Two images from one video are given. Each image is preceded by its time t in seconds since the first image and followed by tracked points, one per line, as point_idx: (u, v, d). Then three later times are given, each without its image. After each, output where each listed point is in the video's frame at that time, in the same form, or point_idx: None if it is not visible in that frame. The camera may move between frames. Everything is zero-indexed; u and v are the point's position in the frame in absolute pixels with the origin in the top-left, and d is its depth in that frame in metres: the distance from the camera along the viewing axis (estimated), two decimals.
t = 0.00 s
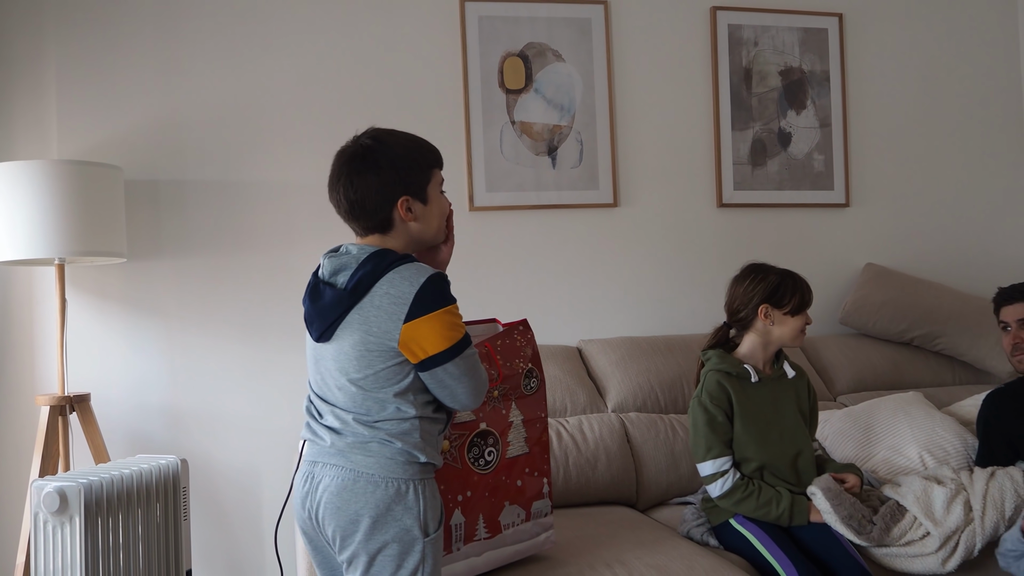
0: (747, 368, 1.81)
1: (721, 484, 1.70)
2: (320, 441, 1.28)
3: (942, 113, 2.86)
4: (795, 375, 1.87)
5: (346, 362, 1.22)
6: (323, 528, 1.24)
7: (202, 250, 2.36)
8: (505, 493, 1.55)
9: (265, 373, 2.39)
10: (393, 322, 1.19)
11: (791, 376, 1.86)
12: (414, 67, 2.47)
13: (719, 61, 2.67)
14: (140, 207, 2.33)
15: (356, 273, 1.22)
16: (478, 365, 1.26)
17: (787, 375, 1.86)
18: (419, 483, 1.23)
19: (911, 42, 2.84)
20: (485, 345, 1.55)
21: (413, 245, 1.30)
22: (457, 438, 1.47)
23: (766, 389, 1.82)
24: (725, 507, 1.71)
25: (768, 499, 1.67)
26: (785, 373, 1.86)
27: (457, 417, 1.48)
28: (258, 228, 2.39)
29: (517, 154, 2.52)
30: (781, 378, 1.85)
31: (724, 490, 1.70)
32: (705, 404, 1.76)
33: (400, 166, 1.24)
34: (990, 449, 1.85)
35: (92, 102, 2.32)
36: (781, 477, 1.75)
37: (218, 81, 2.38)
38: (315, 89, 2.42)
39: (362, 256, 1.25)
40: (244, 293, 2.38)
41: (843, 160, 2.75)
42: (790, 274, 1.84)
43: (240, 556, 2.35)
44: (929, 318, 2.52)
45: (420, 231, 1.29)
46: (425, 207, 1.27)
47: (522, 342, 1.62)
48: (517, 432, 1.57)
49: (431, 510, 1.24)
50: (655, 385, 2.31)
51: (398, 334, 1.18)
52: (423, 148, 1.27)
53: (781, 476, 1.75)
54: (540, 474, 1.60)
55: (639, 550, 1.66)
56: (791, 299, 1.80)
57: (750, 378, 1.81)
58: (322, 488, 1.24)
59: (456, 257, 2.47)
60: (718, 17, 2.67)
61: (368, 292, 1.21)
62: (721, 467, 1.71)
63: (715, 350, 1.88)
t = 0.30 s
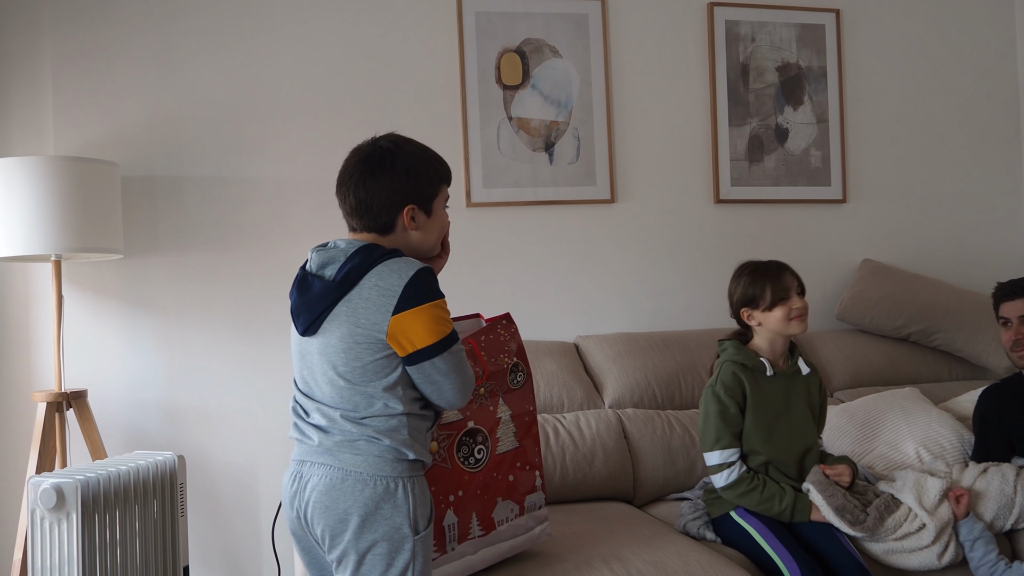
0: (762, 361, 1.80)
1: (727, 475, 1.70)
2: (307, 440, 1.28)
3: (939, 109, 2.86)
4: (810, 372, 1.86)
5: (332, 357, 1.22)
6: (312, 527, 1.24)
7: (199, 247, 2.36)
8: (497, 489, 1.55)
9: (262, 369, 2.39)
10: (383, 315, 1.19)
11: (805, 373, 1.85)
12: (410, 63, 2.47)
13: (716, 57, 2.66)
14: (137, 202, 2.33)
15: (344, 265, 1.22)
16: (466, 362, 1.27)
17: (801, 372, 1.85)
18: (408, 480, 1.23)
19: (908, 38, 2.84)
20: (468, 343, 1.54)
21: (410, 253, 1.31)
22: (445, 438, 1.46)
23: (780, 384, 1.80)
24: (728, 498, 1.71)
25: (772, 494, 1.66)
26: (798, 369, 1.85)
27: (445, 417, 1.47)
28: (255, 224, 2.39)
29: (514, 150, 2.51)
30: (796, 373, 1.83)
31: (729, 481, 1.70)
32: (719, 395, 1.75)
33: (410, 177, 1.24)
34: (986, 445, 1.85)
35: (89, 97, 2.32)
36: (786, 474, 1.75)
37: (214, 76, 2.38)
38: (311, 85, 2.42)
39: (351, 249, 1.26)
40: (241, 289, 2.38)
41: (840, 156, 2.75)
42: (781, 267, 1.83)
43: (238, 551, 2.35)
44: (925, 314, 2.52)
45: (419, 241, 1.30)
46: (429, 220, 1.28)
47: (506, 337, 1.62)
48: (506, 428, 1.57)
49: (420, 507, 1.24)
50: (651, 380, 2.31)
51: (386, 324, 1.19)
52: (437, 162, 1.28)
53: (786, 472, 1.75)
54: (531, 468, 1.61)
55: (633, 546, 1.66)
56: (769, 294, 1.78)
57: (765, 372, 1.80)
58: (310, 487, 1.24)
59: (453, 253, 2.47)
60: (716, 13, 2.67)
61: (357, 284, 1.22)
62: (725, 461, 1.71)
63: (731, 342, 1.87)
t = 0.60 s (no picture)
0: (762, 362, 1.81)
1: (723, 474, 1.71)
2: (303, 436, 1.28)
3: (937, 107, 2.87)
4: (813, 373, 1.85)
5: (326, 354, 1.22)
6: (306, 524, 1.25)
7: (196, 245, 2.35)
8: (495, 486, 1.54)
9: (259, 367, 2.39)
10: (379, 315, 1.19)
11: (808, 373, 1.84)
12: (408, 61, 2.47)
13: (714, 55, 2.66)
14: (134, 201, 2.32)
15: (334, 271, 1.22)
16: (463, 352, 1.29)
17: (803, 373, 1.84)
18: (402, 478, 1.23)
19: (906, 36, 2.84)
20: (470, 336, 1.54)
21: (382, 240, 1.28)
22: (441, 433, 1.46)
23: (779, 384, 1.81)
24: (726, 496, 1.72)
25: (771, 491, 1.67)
26: (802, 370, 1.84)
27: (441, 412, 1.47)
28: (252, 222, 2.38)
29: (511, 149, 2.51)
30: (797, 375, 1.83)
31: (726, 480, 1.71)
32: (717, 395, 1.77)
33: (393, 159, 1.24)
34: (982, 442, 1.85)
35: (86, 96, 2.31)
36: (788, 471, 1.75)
37: (212, 75, 2.37)
38: (309, 83, 2.42)
39: (337, 250, 1.25)
40: (239, 287, 2.38)
41: (837, 154, 2.75)
42: (780, 267, 1.85)
43: (235, 550, 2.35)
44: (923, 311, 2.53)
45: (395, 229, 1.28)
46: (407, 207, 1.27)
47: (508, 332, 1.62)
48: (504, 424, 1.57)
49: (414, 505, 1.24)
50: (649, 378, 2.31)
51: (384, 323, 1.19)
52: (420, 154, 1.29)
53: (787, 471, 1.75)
54: (531, 464, 1.61)
55: (631, 544, 1.65)
56: (755, 291, 1.84)
57: (764, 373, 1.81)
58: (305, 484, 1.24)
59: (450, 251, 2.47)
60: (714, 11, 2.66)
61: (352, 287, 1.21)
62: (721, 461, 1.71)
63: (734, 341, 1.89)
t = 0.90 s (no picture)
0: (757, 363, 1.80)
1: (725, 472, 1.71)
2: (297, 436, 1.29)
3: (935, 107, 2.87)
4: (809, 378, 1.82)
5: (313, 362, 1.22)
6: (302, 524, 1.25)
7: (194, 245, 2.35)
8: (495, 484, 1.55)
9: (257, 366, 2.39)
10: (353, 331, 1.19)
11: (802, 377, 1.81)
12: (406, 60, 2.46)
13: (712, 55, 2.66)
14: (132, 200, 2.32)
15: (311, 285, 1.21)
16: (448, 358, 1.28)
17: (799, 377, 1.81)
18: (395, 473, 1.23)
19: (904, 36, 2.84)
20: (480, 327, 1.55)
21: (360, 242, 1.27)
22: (441, 428, 1.48)
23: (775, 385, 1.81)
24: (726, 495, 1.71)
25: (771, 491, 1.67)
26: (797, 374, 1.82)
27: (442, 407, 1.48)
28: (250, 222, 2.38)
29: (509, 148, 2.51)
30: (792, 379, 1.81)
31: (727, 478, 1.71)
32: (715, 394, 1.78)
33: (366, 159, 1.23)
34: (981, 442, 1.85)
35: (83, 95, 2.31)
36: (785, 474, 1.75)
37: (209, 74, 2.37)
38: (306, 83, 2.41)
39: (314, 263, 1.24)
40: (238, 286, 2.37)
41: (835, 153, 2.75)
42: (781, 272, 1.83)
43: (233, 550, 2.35)
44: (922, 311, 2.52)
45: (371, 228, 1.27)
46: (382, 207, 1.26)
47: (514, 330, 1.62)
48: (505, 423, 1.57)
49: (408, 499, 1.24)
50: (647, 378, 2.31)
51: (359, 339, 1.19)
52: (396, 154, 1.28)
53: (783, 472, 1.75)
54: (531, 465, 1.60)
55: (628, 544, 1.65)
56: (753, 294, 1.84)
57: (759, 374, 1.80)
58: (300, 483, 1.24)
59: (449, 251, 2.46)
60: (712, 10, 2.66)
61: (327, 303, 1.21)
62: (722, 459, 1.72)
63: (732, 340, 1.88)
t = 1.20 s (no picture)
0: (746, 365, 1.80)
1: (717, 475, 1.71)
2: (290, 437, 1.29)
3: (931, 106, 2.87)
4: (796, 380, 1.83)
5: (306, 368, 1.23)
6: (295, 524, 1.25)
7: (191, 246, 2.35)
8: (494, 486, 1.55)
9: (254, 367, 2.39)
10: (344, 344, 1.19)
11: (790, 380, 1.82)
12: (402, 61, 2.46)
13: (708, 56, 2.66)
14: (129, 202, 2.32)
15: (305, 294, 1.22)
16: (440, 372, 1.26)
17: (787, 379, 1.82)
18: (387, 475, 1.24)
19: (900, 36, 2.84)
20: (481, 330, 1.54)
21: (351, 248, 1.27)
22: (442, 430, 1.48)
23: (764, 387, 1.81)
24: (719, 497, 1.72)
25: (764, 493, 1.67)
26: (785, 377, 1.82)
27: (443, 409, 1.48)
28: (247, 223, 2.38)
29: (506, 149, 2.51)
30: (780, 381, 1.82)
31: (720, 481, 1.71)
32: (703, 396, 1.79)
33: (350, 162, 1.22)
34: (977, 442, 1.85)
35: (79, 96, 2.31)
36: (776, 475, 1.75)
37: (205, 75, 2.37)
38: (303, 84, 2.41)
39: (310, 271, 1.25)
40: (235, 288, 2.38)
41: (832, 153, 2.75)
42: (764, 275, 1.82)
43: (231, 551, 2.35)
44: (919, 311, 2.52)
45: (359, 233, 1.27)
46: (368, 210, 1.26)
47: (516, 333, 1.60)
48: (505, 425, 1.56)
49: (401, 500, 1.24)
50: (644, 378, 2.31)
51: (349, 352, 1.19)
52: (380, 152, 1.26)
53: (775, 473, 1.75)
54: (530, 467, 1.60)
55: (625, 544, 1.65)
56: (734, 298, 1.86)
57: (747, 377, 1.80)
58: (293, 484, 1.25)
59: (445, 252, 2.47)
60: (708, 11, 2.66)
61: (320, 315, 1.21)
62: (714, 462, 1.72)
63: (720, 343, 1.88)
